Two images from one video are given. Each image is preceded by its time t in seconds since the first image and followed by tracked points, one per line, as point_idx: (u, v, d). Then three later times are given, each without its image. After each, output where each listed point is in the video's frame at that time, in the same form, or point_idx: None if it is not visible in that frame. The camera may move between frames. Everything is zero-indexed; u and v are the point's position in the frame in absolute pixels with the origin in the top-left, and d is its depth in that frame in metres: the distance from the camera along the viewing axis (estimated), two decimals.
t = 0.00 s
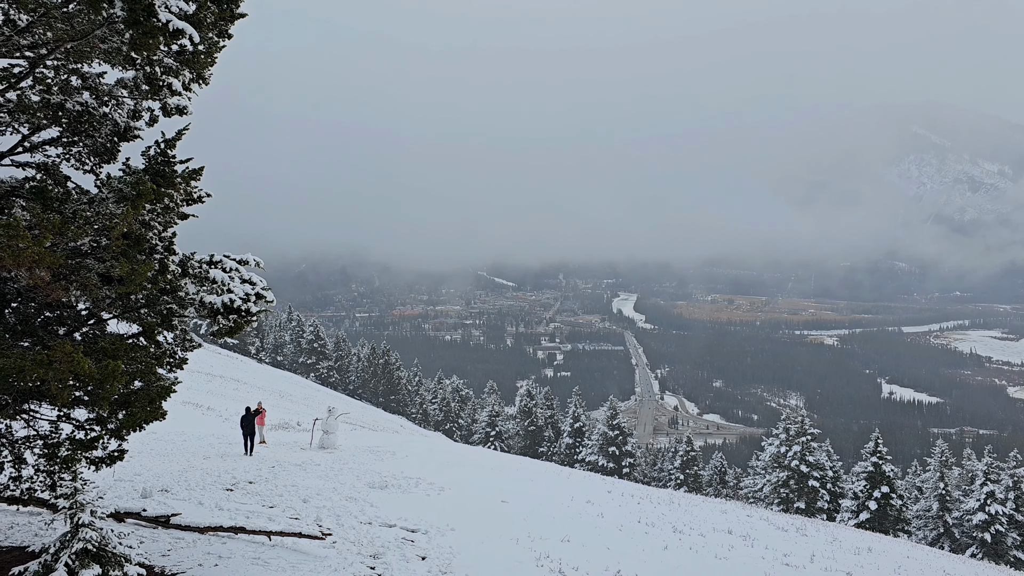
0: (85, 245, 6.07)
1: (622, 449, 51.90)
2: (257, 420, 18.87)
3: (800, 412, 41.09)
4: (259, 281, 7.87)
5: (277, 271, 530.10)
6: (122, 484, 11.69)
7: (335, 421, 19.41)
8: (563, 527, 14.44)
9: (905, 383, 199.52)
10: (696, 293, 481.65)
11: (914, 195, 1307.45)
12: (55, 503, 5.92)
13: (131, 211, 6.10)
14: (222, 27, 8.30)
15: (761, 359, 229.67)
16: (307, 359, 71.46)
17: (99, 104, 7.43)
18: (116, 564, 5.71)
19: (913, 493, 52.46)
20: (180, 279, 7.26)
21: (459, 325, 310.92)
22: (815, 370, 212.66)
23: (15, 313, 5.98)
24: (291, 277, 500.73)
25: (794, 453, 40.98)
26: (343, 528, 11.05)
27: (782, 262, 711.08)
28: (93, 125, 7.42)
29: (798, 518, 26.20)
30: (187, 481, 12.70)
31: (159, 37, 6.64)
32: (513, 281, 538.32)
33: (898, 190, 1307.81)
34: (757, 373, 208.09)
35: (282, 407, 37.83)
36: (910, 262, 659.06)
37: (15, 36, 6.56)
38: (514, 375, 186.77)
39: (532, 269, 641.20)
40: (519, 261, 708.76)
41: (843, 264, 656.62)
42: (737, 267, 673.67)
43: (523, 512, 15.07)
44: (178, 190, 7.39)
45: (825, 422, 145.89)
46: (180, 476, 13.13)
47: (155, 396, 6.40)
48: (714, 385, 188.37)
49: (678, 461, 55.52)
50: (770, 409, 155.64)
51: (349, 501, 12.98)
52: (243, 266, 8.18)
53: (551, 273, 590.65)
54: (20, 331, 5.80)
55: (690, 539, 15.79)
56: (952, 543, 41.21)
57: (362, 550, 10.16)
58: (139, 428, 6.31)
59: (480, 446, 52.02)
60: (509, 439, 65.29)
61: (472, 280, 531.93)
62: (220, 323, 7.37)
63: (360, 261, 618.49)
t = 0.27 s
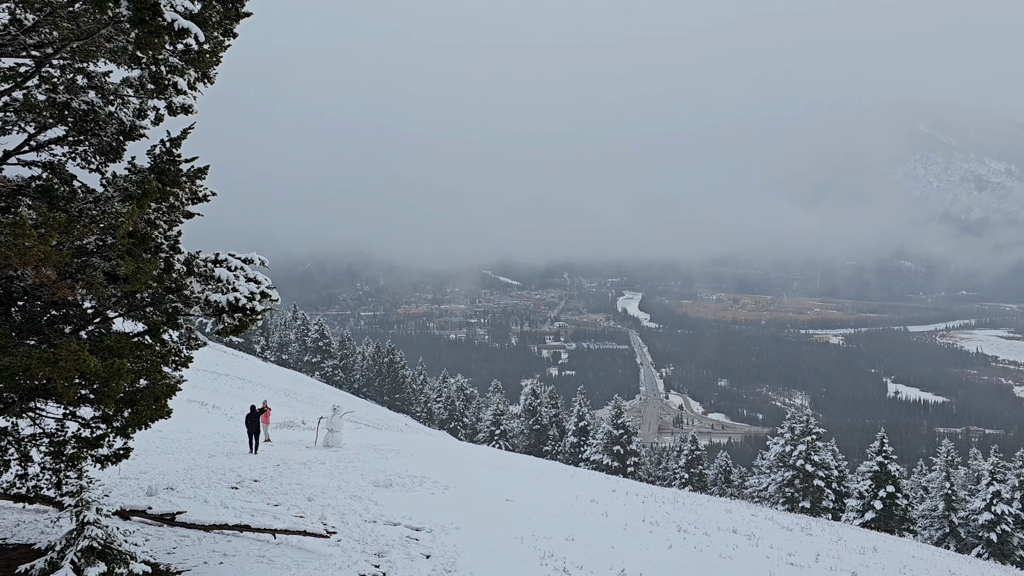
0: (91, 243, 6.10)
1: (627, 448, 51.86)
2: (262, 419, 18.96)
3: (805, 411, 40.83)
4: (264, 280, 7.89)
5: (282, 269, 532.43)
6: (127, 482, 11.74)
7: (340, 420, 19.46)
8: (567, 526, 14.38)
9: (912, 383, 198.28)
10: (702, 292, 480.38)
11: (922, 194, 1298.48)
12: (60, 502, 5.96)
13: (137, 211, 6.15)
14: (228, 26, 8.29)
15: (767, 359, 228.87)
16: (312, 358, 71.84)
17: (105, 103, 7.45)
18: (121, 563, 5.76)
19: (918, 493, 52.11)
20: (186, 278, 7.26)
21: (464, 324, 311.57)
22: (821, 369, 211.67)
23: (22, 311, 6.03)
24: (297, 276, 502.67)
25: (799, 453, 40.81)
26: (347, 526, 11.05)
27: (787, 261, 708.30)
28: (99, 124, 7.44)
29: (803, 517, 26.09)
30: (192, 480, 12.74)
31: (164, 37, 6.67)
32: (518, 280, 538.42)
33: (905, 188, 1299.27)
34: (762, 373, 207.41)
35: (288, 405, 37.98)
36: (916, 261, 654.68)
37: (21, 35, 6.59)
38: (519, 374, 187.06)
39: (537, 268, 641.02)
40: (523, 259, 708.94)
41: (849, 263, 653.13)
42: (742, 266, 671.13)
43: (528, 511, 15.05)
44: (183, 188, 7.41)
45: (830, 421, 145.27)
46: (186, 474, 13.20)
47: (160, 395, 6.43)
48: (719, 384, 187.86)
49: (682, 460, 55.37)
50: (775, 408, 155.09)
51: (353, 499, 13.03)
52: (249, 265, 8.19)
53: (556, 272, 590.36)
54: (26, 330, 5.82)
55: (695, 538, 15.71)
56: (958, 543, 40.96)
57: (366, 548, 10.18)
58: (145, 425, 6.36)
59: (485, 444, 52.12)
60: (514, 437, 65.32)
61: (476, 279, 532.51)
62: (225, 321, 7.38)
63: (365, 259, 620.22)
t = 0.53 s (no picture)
0: (96, 242, 6.11)
1: (631, 448, 51.74)
2: (267, 417, 19.03)
3: (810, 411, 40.59)
4: (269, 279, 7.91)
5: (288, 268, 534.23)
6: (133, 480, 11.84)
7: (344, 418, 19.51)
8: (570, 525, 14.38)
9: (918, 382, 197.13)
10: (707, 291, 479.21)
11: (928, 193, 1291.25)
12: (66, 499, 5.97)
13: (142, 210, 6.13)
14: (232, 26, 8.30)
15: (772, 358, 228.09)
16: (317, 357, 72.10)
17: (110, 102, 7.47)
18: (127, 559, 5.79)
19: (924, 493, 51.76)
20: (191, 277, 7.25)
21: (469, 323, 312.04)
22: (827, 369, 210.73)
23: (27, 310, 6.06)
24: (302, 275, 504.60)
25: (804, 453, 40.62)
26: (351, 525, 11.09)
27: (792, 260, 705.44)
28: (106, 123, 7.49)
29: (807, 516, 25.99)
30: (197, 478, 12.76)
31: (169, 35, 6.67)
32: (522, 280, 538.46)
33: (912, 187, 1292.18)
34: (767, 372, 206.78)
35: (293, 404, 38.10)
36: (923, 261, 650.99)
37: (27, 35, 6.61)
38: (523, 373, 187.29)
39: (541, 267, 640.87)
40: (527, 258, 708.91)
41: (855, 263, 650.09)
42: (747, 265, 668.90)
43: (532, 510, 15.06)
44: (188, 188, 7.45)
45: (835, 421, 144.61)
46: (190, 473, 13.23)
47: (166, 393, 6.46)
48: (723, 383, 187.35)
49: (686, 460, 55.23)
50: (780, 408, 154.56)
51: (358, 497, 13.05)
52: (253, 264, 8.20)
53: (560, 271, 589.95)
54: (33, 329, 5.84)
55: (699, 538, 15.65)
56: (963, 544, 40.69)
57: (371, 547, 10.19)
58: (150, 425, 6.37)
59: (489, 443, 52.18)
60: (519, 437, 65.32)
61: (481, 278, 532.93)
62: (230, 321, 7.41)
63: (369, 258, 621.69)
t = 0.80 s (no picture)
0: (103, 241, 6.15)
1: (637, 447, 51.60)
2: (273, 416, 19.12)
3: (817, 410, 40.34)
4: (275, 277, 7.92)
5: (294, 267, 536.50)
6: (139, 479, 11.90)
7: (350, 417, 19.54)
8: (575, 524, 14.35)
9: (925, 382, 195.70)
10: (713, 290, 477.74)
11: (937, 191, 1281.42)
12: (73, 496, 5.99)
13: (150, 209, 6.17)
14: (239, 25, 8.32)
15: (778, 358, 227.13)
16: (323, 356, 72.36)
17: (117, 101, 7.48)
18: (133, 557, 5.81)
19: (930, 493, 51.33)
20: (197, 275, 7.27)
21: (474, 322, 312.47)
22: (833, 368, 209.54)
23: (34, 308, 6.08)
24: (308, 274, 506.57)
25: (810, 452, 40.40)
26: (357, 523, 11.12)
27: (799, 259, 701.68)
28: (112, 122, 7.53)
29: (814, 516, 25.84)
30: (204, 476, 12.84)
31: (175, 34, 6.68)
32: (527, 279, 538.43)
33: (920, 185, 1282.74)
34: (773, 372, 205.89)
35: (298, 402, 38.24)
36: (931, 260, 646.11)
37: (36, 35, 6.66)
38: (529, 372, 187.48)
39: (546, 266, 640.58)
40: (533, 257, 708.50)
41: (862, 262, 646.03)
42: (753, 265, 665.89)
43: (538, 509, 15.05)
44: (195, 185, 7.46)
45: (842, 420, 143.84)
46: (197, 471, 13.31)
47: (172, 391, 6.47)
48: (729, 383, 186.74)
49: (692, 459, 55.03)
50: (786, 408, 153.84)
51: (363, 496, 13.08)
52: (259, 262, 8.20)
53: (565, 271, 589.34)
54: (39, 326, 5.86)
55: (705, 537, 15.61)
56: (970, 544, 40.40)
57: (376, 546, 10.21)
58: (156, 423, 6.38)
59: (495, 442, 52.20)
60: (524, 436, 65.30)
61: (486, 278, 533.19)
62: (236, 318, 7.43)
63: (375, 258, 623.30)
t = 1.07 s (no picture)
0: (110, 239, 6.16)
1: (644, 447, 51.43)
2: (280, 415, 19.17)
3: (824, 410, 40.09)
4: (282, 276, 7.88)
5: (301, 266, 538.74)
6: (148, 476, 11.98)
7: (357, 416, 19.58)
8: (582, 522, 14.32)
9: (934, 382, 194.08)
10: (720, 289, 475.66)
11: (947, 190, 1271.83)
12: (81, 493, 6.02)
13: (156, 208, 6.18)
14: (246, 25, 8.33)
15: (785, 357, 225.89)
16: (330, 354, 72.68)
17: (124, 100, 7.50)
18: (141, 556, 5.82)
19: (939, 494, 50.85)
20: (204, 274, 7.30)
21: (480, 321, 312.65)
22: (841, 368, 208.01)
23: (44, 307, 6.13)
24: (315, 273, 508.60)
25: (817, 452, 40.14)
26: (364, 522, 11.10)
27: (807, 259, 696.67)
28: (121, 122, 7.56)
29: (820, 516, 25.64)
30: (210, 474, 12.87)
31: (183, 33, 6.71)
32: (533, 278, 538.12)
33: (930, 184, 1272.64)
34: (781, 372, 204.73)
35: (305, 401, 38.36)
36: (940, 259, 639.96)
37: (45, 33, 6.69)
38: (535, 371, 187.43)
39: (553, 266, 639.83)
40: (539, 256, 707.59)
41: (871, 262, 640.98)
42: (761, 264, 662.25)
43: (544, 508, 15.08)
44: (202, 185, 7.46)
45: (849, 420, 142.91)
46: (205, 468, 13.39)
47: (179, 390, 6.47)
48: (736, 382, 185.90)
49: (699, 458, 54.82)
50: (793, 408, 153.00)
51: (369, 494, 13.09)
52: (266, 260, 8.19)
53: (572, 270, 588.53)
54: (49, 325, 5.91)
55: (711, 536, 15.54)
56: (978, 544, 40.08)
57: (384, 543, 10.24)
58: (164, 421, 6.40)
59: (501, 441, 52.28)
60: (531, 435, 65.26)
61: (492, 277, 533.34)
62: (243, 318, 7.44)
63: (382, 257, 624.82)
